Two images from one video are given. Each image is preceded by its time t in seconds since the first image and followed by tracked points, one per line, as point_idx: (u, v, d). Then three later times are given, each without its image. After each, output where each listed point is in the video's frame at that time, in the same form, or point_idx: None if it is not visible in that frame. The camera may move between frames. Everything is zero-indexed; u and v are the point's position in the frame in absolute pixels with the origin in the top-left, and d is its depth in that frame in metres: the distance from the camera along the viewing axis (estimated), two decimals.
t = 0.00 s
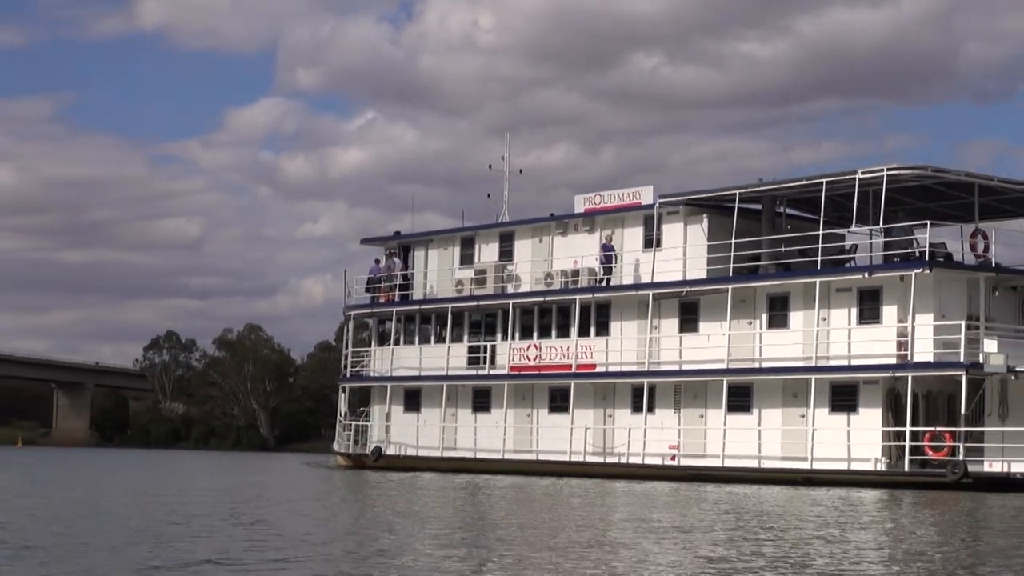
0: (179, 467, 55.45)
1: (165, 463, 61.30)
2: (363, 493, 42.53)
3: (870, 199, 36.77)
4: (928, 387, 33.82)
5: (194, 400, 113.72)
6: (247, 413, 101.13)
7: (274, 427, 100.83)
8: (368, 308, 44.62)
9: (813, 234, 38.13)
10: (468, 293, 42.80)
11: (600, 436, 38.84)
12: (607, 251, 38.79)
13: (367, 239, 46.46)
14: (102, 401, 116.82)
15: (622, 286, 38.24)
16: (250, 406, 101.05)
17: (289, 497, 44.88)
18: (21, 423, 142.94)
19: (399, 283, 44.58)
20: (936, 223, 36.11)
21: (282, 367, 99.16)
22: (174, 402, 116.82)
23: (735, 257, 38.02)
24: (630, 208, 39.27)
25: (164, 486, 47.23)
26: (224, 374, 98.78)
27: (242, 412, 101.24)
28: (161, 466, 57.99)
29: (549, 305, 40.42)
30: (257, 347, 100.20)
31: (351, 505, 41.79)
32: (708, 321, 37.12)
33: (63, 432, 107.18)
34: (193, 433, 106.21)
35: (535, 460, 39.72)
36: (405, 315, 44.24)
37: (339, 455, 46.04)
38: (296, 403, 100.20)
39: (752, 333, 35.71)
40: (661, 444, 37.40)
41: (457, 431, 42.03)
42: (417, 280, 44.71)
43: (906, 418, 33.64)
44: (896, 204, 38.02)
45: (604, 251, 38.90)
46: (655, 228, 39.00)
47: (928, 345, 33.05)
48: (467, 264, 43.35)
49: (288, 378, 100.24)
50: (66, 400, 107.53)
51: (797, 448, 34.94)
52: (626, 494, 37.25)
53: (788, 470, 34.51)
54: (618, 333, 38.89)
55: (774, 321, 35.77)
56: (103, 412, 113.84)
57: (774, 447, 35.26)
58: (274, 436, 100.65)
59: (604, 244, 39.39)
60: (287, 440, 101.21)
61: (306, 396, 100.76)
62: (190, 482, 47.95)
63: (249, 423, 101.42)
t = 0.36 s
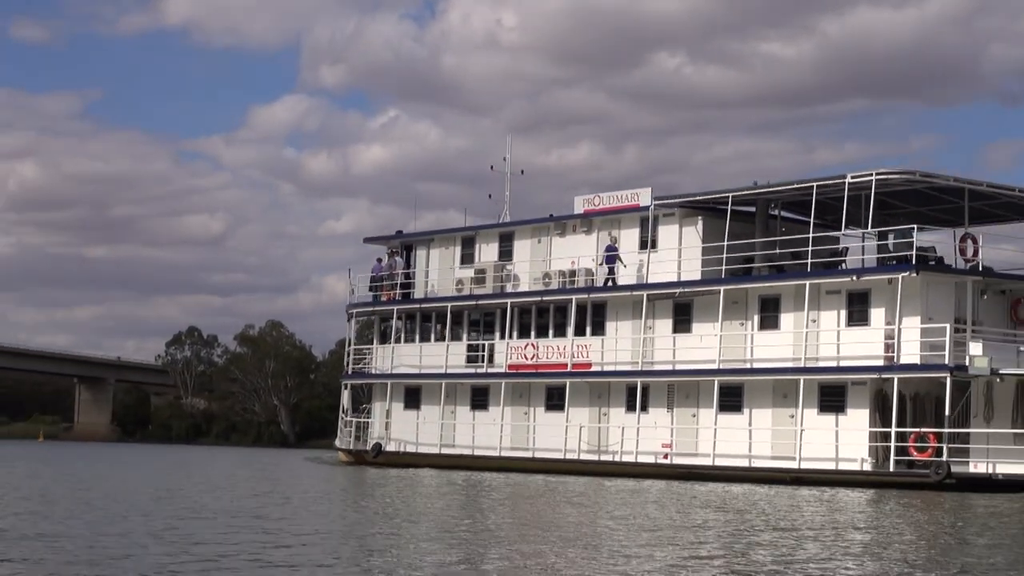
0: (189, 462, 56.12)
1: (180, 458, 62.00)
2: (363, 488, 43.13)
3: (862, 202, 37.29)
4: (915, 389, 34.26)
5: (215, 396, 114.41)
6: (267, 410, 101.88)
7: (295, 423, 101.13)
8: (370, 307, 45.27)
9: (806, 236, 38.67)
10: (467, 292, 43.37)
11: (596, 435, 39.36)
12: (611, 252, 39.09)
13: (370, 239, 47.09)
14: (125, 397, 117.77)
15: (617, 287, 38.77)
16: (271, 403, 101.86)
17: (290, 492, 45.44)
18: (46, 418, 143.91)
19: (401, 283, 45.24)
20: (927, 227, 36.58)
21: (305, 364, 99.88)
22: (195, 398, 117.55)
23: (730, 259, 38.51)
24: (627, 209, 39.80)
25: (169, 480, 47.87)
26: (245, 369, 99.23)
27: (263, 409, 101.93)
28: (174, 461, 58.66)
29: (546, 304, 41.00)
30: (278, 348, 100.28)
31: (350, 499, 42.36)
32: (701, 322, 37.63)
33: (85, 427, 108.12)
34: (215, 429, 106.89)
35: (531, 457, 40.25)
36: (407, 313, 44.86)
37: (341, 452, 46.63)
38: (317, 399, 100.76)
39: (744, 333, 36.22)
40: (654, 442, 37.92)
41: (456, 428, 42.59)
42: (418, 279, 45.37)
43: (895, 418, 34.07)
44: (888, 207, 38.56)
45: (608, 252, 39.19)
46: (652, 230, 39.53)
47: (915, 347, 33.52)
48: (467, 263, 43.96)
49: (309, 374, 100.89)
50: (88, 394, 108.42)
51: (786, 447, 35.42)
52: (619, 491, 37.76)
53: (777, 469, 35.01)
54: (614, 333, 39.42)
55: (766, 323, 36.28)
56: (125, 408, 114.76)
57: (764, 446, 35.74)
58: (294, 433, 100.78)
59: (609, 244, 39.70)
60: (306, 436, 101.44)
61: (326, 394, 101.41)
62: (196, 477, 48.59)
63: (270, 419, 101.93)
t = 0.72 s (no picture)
0: (198, 464, 56.71)
1: (192, 460, 62.61)
2: (365, 488, 43.69)
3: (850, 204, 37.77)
4: (904, 387, 34.72)
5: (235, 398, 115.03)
6: (288, 412, 101.70)
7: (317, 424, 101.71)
8: (371, 309, 45.86)
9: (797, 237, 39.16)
10: (466, 294, 43.88)
11: (592, 435, 39.84)
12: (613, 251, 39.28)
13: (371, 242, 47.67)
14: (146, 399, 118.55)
15: (611, 288, 39.28)
16: (292, 405, 101.67)
17: (292, 492, 46.02)
18: (71, 420, 144.72)
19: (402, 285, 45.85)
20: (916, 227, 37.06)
21: (326, 367, 100.41)
22: (216, 399, 118.19)
23: (722, 259, 38.98)
24: (622, 211, 40.28)
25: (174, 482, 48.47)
26: (265, 372, 99.86)
27: (284, 411, 101.88)
28: (184, 462, 59.25)
29: (543, 306, 41.53)
30: (297, 348, 100.93)
31: (350, 499, 42.91)
32: (694, 322, 38.13)
33: (106, 430, 108.91)
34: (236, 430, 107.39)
35: (529, 457, 40.76)
36: (407, 316, 45.44)
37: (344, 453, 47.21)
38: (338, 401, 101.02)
39: (735, 333, 36.71)
40: (649, 442, 38.41)
41: (456, 429, 43.13)
42: (419, 281, 45.97)
43: (884, 416, 34.53)
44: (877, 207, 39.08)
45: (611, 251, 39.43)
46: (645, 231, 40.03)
47: (903, 346, 33.92)
48: (466, 266, 44.52)
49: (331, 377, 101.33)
50: (110, 396, 109.26)
51: (777, 445, 35.88)
52: (614, 490, 38.24)
53: (768, 467, 35.46)
54: (609, 334, 39.93)
55: (757, 323, 36.77)
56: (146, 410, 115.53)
57: (756, 445, 36.19)
58: (315, 434, 101.15)
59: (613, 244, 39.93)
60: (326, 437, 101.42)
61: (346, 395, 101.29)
62: (201, 479, 49.18)
63: (291, 421, 102.13)
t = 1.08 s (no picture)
0: (210, 467, 57.33)
1: (209, 464, 63.23)
2: (366, 489, 44.27)
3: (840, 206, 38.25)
4: (893, 387, 35.21)
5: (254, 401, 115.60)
6: (308, 414, 100.98)
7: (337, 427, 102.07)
8: (373, 313, 46.45)
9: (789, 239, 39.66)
10: (465, 297, 44.43)
11: (589, 436, 40.34)
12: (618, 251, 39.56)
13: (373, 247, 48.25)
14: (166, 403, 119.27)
15: (605, 292, 39.81)
16: (313, 407, 100.96)
17: (296, 494, 46.62)
18: (92, 424, 145.58)
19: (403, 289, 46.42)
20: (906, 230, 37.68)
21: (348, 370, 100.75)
22: (236, 403, 118.77)
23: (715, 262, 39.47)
24: (617, 215, 40.80)
25: (181, 485, 49.11)
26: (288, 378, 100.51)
27: (305, 413, 101.17)
28: (199, 466, 59.87)
29: (539, 309, 42.04)
30: (319, 353, 101.51)
31: (352, 501, 43.48)
32: (687, 325, 38.64)
33: (126, 434, 109.60)
34: (256, 434, 107.92)
35: (527, 459, 41.28)
36: (408, 320, 46.02)
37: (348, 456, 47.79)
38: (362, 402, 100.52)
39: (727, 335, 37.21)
40: (644, 442, 38.91)
41: (456, 431, 43.67)
42: (419, 285, 46.52)
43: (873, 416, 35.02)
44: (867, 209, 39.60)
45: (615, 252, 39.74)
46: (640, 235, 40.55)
47: (890, 347, 34.33)
48: (465, 269, 45.07)
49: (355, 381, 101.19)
50: (131, 401, 110.08)
51: (768, 446, 36.36)
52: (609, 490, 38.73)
53: (758, 467, 35.95)
54: (605, 336, 40.45)
55: (748, 325, 37.27)
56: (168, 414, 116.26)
57: (748, 445, 36.67)
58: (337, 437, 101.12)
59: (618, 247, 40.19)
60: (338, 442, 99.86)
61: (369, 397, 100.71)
62: (209, 482, 49.80)
63: (312, 424, 101.45)
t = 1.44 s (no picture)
0: (217, 473, 57.94)
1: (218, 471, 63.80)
2: (367, 492, 44.84)
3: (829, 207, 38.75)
4: (881, 386, 35.79)
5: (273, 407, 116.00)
6: (328, 420, 101.01)
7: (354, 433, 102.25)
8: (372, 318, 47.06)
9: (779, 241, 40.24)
10: (463, 301, 45.21)
11: (585, 437, 40.87)
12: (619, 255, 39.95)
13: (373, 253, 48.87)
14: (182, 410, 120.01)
15: (598, 295, 40.35)
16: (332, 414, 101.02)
17: (298, 498, 47.20)
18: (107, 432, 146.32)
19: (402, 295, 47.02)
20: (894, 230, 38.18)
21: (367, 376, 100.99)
22: (257, 408, 119.01)
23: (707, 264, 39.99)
24: (609, 219, 41.33)
25: (186, 491, 49.71)
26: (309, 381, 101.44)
27: (324, 420, 101.13)
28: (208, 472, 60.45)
29: (535, 313, 42.59)
30: (337, 357, 102.58)
31: (353, 504, 44.05)
32: (679, 327, 39.17)
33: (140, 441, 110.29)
34: (275, 440, 108.41)
35: (524, 461, 41.83)
36: (407, 324, 46.62)
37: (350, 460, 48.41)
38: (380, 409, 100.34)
39: (717, 336, 37.72)
40: (637, 443, 39.44)
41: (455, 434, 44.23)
42: (418, 290, 47.13)
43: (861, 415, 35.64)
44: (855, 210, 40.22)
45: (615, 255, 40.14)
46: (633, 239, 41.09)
47: (877, 346, 34.82)
48: (463, 275, 45.65)
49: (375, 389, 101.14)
50: (149, 407, 110.84)
51: (759, 445, 36.87)
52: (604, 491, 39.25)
53: (749, 467, 36.46)
54: (599, 339, 40.99)
55: (738, 326, 37.79)
56: (185, 421, 116.99)
57: (739, 445, 37.18)
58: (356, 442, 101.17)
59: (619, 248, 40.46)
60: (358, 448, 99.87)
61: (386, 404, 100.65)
62: (214, 488, 50.40)
63: (331, 429, 100.95)
